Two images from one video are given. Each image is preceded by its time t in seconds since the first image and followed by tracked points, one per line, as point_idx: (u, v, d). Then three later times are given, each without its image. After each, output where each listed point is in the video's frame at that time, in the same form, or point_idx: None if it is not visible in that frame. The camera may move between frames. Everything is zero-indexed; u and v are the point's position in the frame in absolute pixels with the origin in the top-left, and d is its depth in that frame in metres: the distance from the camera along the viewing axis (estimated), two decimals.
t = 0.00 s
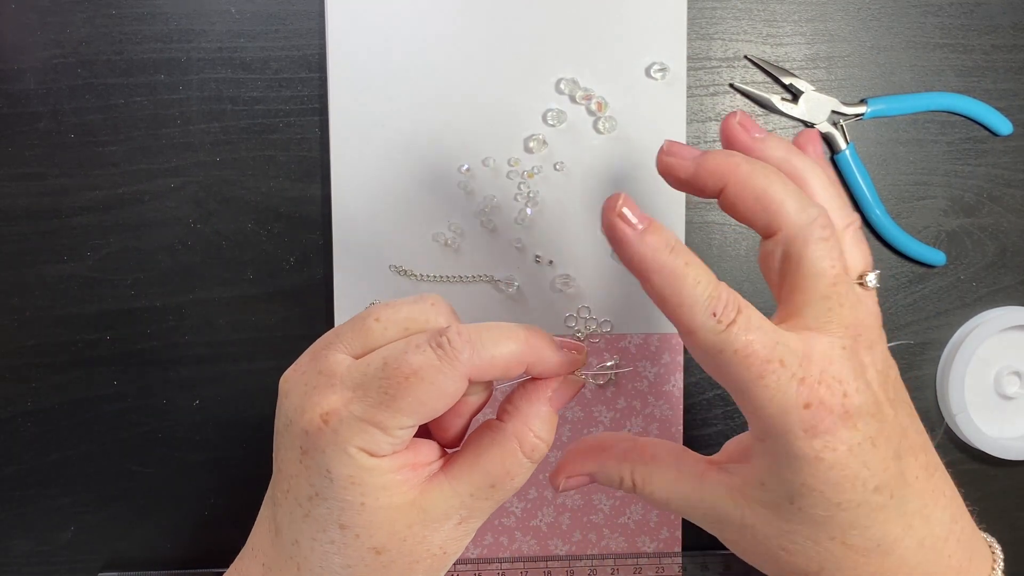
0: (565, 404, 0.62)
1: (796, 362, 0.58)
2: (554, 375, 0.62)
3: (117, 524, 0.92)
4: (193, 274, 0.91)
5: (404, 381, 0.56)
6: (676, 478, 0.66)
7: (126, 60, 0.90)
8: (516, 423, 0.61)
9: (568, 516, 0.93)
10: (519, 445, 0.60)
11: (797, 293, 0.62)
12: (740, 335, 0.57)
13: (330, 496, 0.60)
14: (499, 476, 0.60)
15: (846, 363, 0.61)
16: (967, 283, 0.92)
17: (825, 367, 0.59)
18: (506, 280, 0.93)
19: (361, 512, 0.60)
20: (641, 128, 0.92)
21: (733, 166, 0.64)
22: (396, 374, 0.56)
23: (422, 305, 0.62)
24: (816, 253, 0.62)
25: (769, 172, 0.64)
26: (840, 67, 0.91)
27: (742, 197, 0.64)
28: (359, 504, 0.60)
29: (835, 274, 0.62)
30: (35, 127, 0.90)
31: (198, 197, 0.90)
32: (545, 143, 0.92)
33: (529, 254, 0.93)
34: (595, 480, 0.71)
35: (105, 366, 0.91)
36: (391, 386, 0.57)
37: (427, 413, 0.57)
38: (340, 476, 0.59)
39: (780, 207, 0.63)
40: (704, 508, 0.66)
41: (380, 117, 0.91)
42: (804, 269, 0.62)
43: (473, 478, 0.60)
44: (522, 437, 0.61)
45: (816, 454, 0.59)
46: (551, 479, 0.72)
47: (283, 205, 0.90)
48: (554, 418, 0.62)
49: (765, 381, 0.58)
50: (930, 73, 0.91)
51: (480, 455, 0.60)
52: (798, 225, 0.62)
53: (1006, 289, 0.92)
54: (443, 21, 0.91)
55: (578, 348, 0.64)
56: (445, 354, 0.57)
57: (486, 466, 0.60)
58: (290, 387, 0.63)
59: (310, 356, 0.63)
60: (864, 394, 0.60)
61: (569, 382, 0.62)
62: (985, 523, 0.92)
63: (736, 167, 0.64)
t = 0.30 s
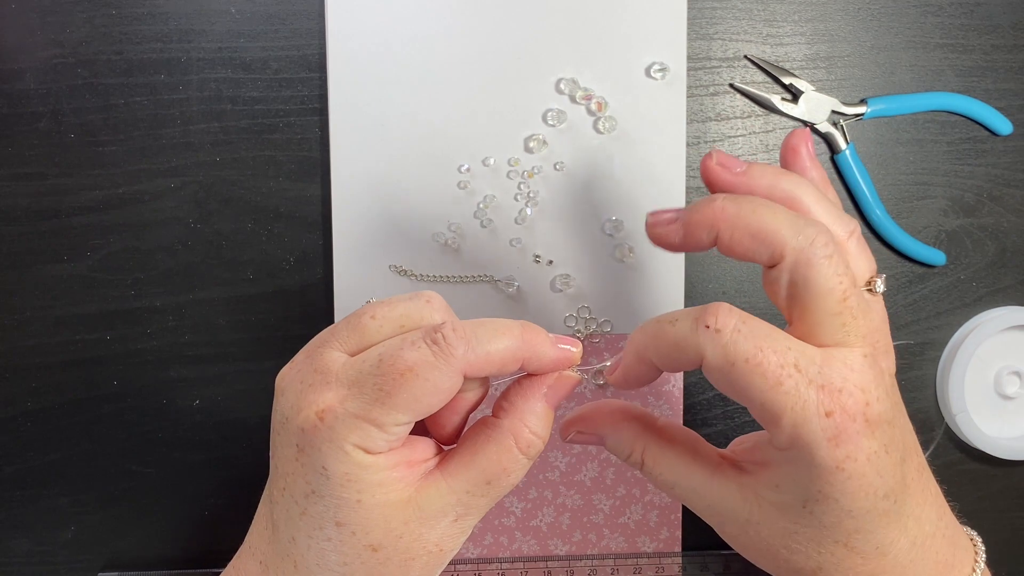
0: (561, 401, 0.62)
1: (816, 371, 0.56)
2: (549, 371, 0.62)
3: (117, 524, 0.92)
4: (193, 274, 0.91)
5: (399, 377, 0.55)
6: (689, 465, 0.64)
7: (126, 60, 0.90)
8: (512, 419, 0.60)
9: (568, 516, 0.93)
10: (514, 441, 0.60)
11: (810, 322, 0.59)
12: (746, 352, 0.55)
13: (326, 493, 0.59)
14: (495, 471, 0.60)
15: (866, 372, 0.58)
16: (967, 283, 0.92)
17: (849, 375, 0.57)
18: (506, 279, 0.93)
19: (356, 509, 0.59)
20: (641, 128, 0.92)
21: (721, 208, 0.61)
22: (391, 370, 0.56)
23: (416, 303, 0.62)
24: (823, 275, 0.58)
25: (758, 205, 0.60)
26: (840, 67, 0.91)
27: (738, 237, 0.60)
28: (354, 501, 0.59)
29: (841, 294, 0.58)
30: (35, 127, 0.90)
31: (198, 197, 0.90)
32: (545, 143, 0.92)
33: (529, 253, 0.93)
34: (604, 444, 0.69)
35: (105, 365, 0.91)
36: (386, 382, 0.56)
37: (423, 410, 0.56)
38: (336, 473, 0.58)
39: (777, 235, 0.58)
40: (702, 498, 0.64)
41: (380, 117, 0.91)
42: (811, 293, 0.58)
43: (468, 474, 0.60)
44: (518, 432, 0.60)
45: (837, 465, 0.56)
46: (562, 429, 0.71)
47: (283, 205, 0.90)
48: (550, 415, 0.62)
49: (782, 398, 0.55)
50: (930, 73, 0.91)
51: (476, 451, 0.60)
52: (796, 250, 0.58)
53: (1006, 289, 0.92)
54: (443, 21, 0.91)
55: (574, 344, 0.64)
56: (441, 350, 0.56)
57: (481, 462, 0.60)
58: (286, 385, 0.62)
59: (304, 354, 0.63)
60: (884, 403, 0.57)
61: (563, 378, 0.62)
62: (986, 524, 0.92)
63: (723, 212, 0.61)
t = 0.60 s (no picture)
0: (555, 397, 0.62)
1: (856, 372, 0.52)
2: (542, 369, 0.63)
3: (117, 524, 0.92)
4: (193, 274, 0.91)
5: (394, 375, 0.56)
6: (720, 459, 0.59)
7: (126, 60, 0.90)
8: (506, 417, 0.61)
9: (568, 516, 0.93)
10: (508, 437, 0.61)
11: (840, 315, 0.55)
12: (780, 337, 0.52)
13: (320, 491, 0.60)
14: (489, 468, 0.60)
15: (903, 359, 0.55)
16: (967, 283, 0.92)
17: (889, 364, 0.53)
18: (506, 279, 0.93)
19: (350, 508, 0.59)
20: (642, 128, 0.92)
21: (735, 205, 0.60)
22: (385, 368, 0.56)
23: (410, 302, 0.63)
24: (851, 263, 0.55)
25: (776, 203, 0.58)
26: (840, 67, 0.91)
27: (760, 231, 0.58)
28: (349, 500, 0.59)
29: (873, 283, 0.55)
30: (35, 127, 0.90)
31: (198, 197, 0.90)
32: (545, 144, 0.92)
33: (529, 253, 0.93)
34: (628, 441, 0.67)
35: (105, 365, 0.91)
36: (380, 381, 0.56)
37: (417, 408, 0.57)
38: (330, 472, 0.59)
39: (801, 232, 0.56)
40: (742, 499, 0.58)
41: (380, 117, 0.91)
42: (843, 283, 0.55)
43: (463, 472, 0.60)
44: (512, 429, 0.61)
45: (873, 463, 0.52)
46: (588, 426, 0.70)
47: (283, 204, 0.90)
48: (543, 412, 0.62)
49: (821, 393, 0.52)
50: (930, 73, 0.91)
51: (470, 449, 0.60)
52: (824, 244, 0.55)
53: (1005, 289, 0.92)
54: (443, 21, 0.91)
55: (568, 341, 0.64)
56: (434, 348, 0.56)
57: (476, 460, 0.60)
58: (281, 384, 0.63)
59: (299, 353, 0.64)
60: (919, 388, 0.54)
61: (557, 375, 0.62)
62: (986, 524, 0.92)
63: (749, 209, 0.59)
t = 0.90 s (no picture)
0: (484, 352, 0.64)
1: None
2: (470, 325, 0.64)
3: (117, 524, 0.92)
4: (193, 274, 0.91)
5: (317, 341, 0.56)
6: None
7: (126, 60, 0.90)
8: (437, 375, 0.62)
9: (568, 516, 0.93)
10: (441, 395, 0.62)
11: None
12: None
13: (254, 462, 0.60)
14: (423, 427, 0.62)
15: None
16: (967, 283, 0.92)
17: None
18: (506, 279, 0.93)
19: (287, 476, 0.60)
20: (641, 128, 0.92)
21: None
22: (309, 333, 0.57)
23: (333, 267, 0.64)
24: None
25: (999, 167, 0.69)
26: (840, 67, 0.91)
27: None
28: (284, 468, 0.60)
29: None
30: (35, 128, 0.90)
31: (198, 197, 0.91)
32: (545, 143, 0.92)
33: (528, 253, 0.93)
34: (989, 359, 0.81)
35: (104, 365, 0.91)
36: (305, 346, 0.57)
37: (345, 371, 0.58)
38: (262, 441, 0.59)
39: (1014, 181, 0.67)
40: None
41: (379, 117, 0.91)
42: None
43: (397, 433, 0.62)
44: (444, 386, 0.62)
45: None
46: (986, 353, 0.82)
47: (284, 204, 0.91)
48: (474, 368, 0.64)
49: None
50: (930, 73, 0.91)
51: (403, 411, 0.62)
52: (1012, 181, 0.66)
53: (1006, 290, 0.92)
54: (443, 21, 0.91)
55: (493, 297, 0.66)
56: (358, 312, 0.57)
57: (409, 421, 0.62)
58: (208, 361, 0.62)
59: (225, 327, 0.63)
60: None
61: (485, 331, 0.64)
62: (986, 524, 0.92)
63: None
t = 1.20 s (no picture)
0: (484, 342, 0.64)
1: None
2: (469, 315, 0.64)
3: (117, 524, 0.92)
4: (193, 274, 0.91)
5: (318, 328, 0.57)
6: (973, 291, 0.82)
7: (126, 60, 0.90)
8: (437, 364, 0.62)
9: (568, 516, 0.93)
10: (440, 384, 0.62)
11: None
12: None
13: (255, 449, 0.61)
14: (421, 416, 0.62)
15: None
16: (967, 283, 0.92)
17: None
18: (506, 279, 0.93)
19: (287, 463, 0.61)
20: (641, 127, 0.92)
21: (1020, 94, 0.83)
22: (310, 321, 0.57)
23: (334, 259, 0.64)
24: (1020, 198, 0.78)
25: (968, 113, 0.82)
26: (840, 67, 0.91)
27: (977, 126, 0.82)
28: (284, 455, 0.61)
29: None
30: (35, 127, 0.90)
31: (198, 197, 0.91)
32: (545, 143, 0.92)
33: (529, 253, 0.93)
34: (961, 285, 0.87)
35: (105, 365, 0.91)
36: (305, 333, 0.57)
37: (345, 359, 0.58)
38: (263, 428, 0.60)
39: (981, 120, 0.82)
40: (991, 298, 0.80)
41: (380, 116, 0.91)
42: None
43: (396, 422, 0.62)
44: (443, 376, 0.62)
45: None
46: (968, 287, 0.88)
47: (284, 204, 0.91)
48: (473, 358, 0.64)
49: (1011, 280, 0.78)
50: (930, 74, 0.91)
51: (401, 400, 0.62)
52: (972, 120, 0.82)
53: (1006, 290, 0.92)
54: (443, 20, 0.91)
55: (493, 287, 0.65)
56: (358, 300, 0.57)
57: (407, 409, 0.62)
58: (211, 348, 0.63)
59: (228, 315, 0.64)
60: None
61: (484, 321, 0.63)
62: (986, 524, 0.92)
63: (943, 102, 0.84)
